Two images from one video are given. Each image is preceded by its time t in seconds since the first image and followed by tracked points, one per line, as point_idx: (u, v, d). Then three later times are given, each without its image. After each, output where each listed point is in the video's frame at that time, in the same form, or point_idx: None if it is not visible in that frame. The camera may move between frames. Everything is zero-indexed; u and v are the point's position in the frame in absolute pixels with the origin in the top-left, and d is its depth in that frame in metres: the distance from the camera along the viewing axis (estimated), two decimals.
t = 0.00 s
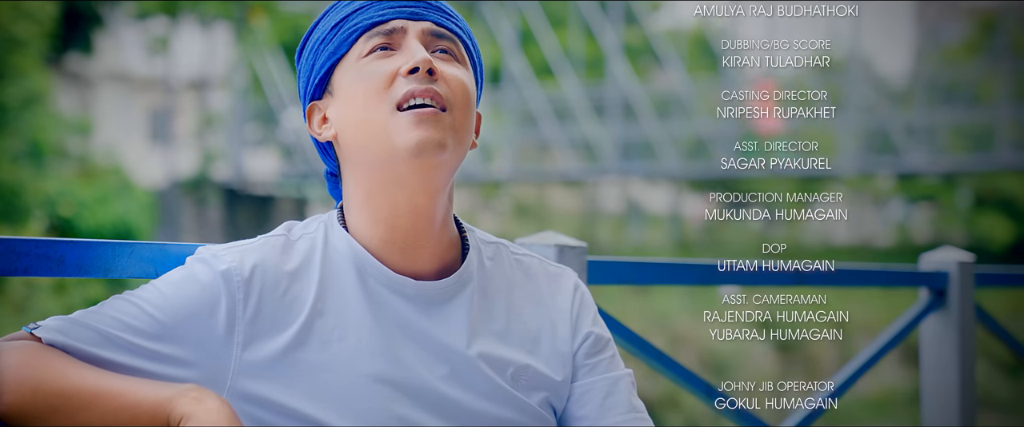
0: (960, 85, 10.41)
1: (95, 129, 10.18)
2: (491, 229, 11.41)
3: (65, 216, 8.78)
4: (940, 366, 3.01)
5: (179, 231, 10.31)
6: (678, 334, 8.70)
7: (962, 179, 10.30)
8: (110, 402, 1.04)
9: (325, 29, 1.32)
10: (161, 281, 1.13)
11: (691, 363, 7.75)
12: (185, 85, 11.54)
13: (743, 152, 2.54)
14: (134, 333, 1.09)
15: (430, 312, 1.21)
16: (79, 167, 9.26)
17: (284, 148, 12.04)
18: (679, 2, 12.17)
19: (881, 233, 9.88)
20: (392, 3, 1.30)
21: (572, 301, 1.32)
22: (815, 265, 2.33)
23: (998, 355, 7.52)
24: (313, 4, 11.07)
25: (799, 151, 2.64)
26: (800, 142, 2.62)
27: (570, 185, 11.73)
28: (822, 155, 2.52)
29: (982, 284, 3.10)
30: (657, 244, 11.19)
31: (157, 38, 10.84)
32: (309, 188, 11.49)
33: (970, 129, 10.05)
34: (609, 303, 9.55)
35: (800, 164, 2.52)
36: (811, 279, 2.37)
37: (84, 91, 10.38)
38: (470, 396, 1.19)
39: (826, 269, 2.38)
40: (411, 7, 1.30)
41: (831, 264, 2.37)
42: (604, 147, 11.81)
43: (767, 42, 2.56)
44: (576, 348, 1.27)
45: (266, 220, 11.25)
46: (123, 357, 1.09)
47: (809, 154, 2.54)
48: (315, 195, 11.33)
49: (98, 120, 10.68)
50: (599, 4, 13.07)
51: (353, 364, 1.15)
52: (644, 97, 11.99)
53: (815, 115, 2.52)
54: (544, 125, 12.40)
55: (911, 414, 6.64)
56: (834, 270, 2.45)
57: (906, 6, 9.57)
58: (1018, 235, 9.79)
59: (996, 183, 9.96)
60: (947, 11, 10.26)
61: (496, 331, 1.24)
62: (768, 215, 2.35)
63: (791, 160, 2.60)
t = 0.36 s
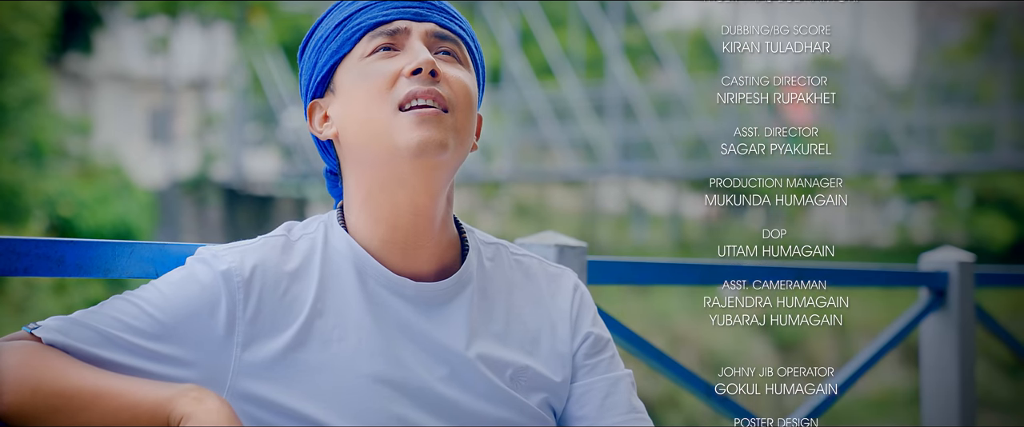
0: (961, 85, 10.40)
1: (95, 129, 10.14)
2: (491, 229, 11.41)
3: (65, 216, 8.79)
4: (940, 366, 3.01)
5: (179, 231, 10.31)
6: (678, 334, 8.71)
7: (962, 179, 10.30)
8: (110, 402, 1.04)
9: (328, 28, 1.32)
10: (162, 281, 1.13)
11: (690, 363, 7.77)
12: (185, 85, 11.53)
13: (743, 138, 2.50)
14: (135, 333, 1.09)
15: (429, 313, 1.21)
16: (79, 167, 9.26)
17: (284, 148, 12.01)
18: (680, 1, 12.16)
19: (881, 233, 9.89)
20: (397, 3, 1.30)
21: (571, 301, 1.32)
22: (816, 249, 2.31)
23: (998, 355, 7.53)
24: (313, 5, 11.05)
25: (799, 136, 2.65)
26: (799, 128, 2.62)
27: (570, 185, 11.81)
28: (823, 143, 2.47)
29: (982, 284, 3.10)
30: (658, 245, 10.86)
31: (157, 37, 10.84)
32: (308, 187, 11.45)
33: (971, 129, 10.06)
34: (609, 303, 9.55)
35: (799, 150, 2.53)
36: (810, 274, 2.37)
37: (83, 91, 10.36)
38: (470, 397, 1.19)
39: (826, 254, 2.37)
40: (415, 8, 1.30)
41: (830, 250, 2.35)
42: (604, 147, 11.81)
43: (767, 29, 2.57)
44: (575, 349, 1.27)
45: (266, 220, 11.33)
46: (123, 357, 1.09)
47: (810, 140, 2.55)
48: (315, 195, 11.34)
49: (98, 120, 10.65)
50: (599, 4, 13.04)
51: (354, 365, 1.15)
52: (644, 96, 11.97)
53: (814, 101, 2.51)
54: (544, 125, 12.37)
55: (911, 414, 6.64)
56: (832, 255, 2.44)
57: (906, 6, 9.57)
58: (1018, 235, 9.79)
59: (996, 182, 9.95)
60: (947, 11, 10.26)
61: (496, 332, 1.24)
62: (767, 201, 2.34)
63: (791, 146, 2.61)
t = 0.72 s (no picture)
0: (961, 85, 10.39)
1: (95, 129, 10.13)
2: (490, 229, 11.42)
3: (64, 216, 8.78)
4: (940, 366, 3.01)
5: (179, 231, 10.31)
6: (678, 334, 8.72)
7: (962, 179, 10.30)
8: (110, 404, 1.04)
9: (326, 28, 1.31)
10: (162, 280, 1.13)
11: (690, 364, 7.78)
12: (185, 85, 11.50)
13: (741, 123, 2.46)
14: (135, 332, 1.09)
15: (430, 312, 1.21)
16: (79, 167, 9.27)
17: (284, 148, 12.01)
18: (680, 1, 12.17)
19: (881, 233, 9.90)
20: (396, 6, 1.29)
21: (572, 298, 1.32)
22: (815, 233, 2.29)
23: (998, 355, 7.53)
24: (314, 4, 11.02)
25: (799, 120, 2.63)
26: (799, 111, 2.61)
27: (570, 184, 11.76)
28: (823, 130, 2.42)
29: (982, 284, 3.10)
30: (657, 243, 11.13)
31: (157, 38, 10.84)
32: (308, 187, 11.45)
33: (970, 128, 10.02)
34: (610, 302, 9.56)
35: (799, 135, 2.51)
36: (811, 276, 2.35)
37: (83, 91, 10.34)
38: (472, 394, 1.19)
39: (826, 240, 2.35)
40: (412, 10, 1.29)
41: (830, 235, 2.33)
42: (604, 147, 11.82)
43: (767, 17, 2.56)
44: (577, 346, 1.28)
45: (266, 220, 11.26)
46: (125, 356, 1.09)
47: (810, 124, 2.53)
48: (315, 195, 11.34)
49: (99, 120, 10.65)
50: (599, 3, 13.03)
51: (356, 364, 1.15)
52: (644, 97, 11.95)
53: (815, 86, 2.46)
54: (543, 125, 12.36)
55: (911, 414, 6.64)
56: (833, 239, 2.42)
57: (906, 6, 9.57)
58: (1018, 235, 9.78)
59: (996, 182, 9.95)
60: (948, 11, 10.26)
61: (496, 327, 1.24)
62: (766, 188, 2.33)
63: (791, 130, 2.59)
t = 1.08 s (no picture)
0: (960, 85, 10.38)
1: (95, 129, 10.09)
2: (490, 228, 11.43)
3: (65, 216, 8.80)
4: (940, 366, 3.01)
5: (179, 231, 10.32)
6: (678, 333, 8.73)
7: (962, 179, 10.30)
8: (109, 404, 1.04)
9: (307, 41, 1.28)
10: (162, 280, 1.13)
11: (691, 364, 7.78)
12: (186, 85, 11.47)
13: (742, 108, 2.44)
14: (134, 333, 1.09)
15: (431, 314, 1.21)
16: (79, 167, 9.28)
17: (284, 148, 11.99)
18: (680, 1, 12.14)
19: (881, 233, 9.90)
20: (378, 17, 1.26)
21: (571, 297, 1.32)
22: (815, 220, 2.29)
23: (998, 355, 7.54)
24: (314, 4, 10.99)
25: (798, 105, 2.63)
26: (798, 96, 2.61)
27: (571, 183, 11.63)
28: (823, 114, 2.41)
29: (982, 284, 3.10)
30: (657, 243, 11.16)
31: (157, 38, 10.81)
32: (309, 187, 11.46)
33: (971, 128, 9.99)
34: (610, 303, 9.55)
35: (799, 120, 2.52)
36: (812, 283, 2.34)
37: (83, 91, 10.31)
38: (474, 395, 1.19)
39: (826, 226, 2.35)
40: (395, 19, 1.26)
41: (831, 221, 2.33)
42: (604, 147, 11.84)
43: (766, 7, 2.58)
44: (577, 346, 1.28)
45: (266, 221, 11.24)
46: (125, 358, 1.09)
47: (809, 109, 2.53)
48: (315, 195, 11.31)
49: (99, 120, 10.58)
50: (598, 3, 13.01)
51: (357, 367, 1.15)
52: (644, 96, 11.95)
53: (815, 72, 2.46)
54: (544, 125, 12.36)
55: (911, 414, 6.65)
56: (833, 224, 2.43)
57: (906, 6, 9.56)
58: (1018, 235, 9.79)
59: (996, 182, 9.95)
60: (947, 11, 10.28)
61: (497, 328, 1.24)
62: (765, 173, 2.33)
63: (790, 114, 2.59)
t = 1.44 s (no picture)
0: (960, 85, 10.38)
1: (95, 129, 10.07)
2: (490, 228, 11.42)
3: (64, 216, 8.80)
4: (940, 366, 3.01)
5: (180, 232, 10.31)
6: (678, 333, 8.73)
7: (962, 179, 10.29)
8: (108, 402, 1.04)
9: (269, 57, 1.31)
10: (161, 281, 1.15)
11: (691, 364, 7.78)
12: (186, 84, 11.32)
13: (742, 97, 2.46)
14: (132, 333, 1.10)
15: (429, 313, 1.22)
16: (79, 167, 9.28)
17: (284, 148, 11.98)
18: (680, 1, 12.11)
19: (881, 233, 9.90)
20: (328, 21, 1.27)
21: (569, 295, 1.31)
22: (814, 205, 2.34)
23: (998, 355, 7.55)
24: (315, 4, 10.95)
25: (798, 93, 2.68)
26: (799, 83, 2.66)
27: (570, 184, 11.60)
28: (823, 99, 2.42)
29: (982, 284, 3.10)
30: (657, 244, 11.19)
31: (157, 37, 10.79)
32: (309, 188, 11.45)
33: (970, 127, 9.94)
34: (610, 303, 9.55)
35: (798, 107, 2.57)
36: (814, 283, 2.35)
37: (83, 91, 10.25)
38: (473, 394, 1.20)
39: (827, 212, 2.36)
40: (346, 19, 1.27)
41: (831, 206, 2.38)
42: (604, 147, 11.85)
43: None
44: (576, 344, 1.27)
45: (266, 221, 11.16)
46: (124, 358, 1.10)
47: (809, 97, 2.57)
48: (315, 195, 11.28)
49: (99, 120, 10.43)
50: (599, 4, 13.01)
51: (357, 369, 1.16)
52: (645, 96, 11.96)
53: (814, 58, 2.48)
54: (544, 125, 12.35)
55: (911, 414, 6.64)
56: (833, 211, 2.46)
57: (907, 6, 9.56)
58: (1019, 236, 9.87)
59: (996, 183, 9.94)
60: (948, 11, 10.28)
61: (495, 328, 1.25)
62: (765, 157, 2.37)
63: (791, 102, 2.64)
